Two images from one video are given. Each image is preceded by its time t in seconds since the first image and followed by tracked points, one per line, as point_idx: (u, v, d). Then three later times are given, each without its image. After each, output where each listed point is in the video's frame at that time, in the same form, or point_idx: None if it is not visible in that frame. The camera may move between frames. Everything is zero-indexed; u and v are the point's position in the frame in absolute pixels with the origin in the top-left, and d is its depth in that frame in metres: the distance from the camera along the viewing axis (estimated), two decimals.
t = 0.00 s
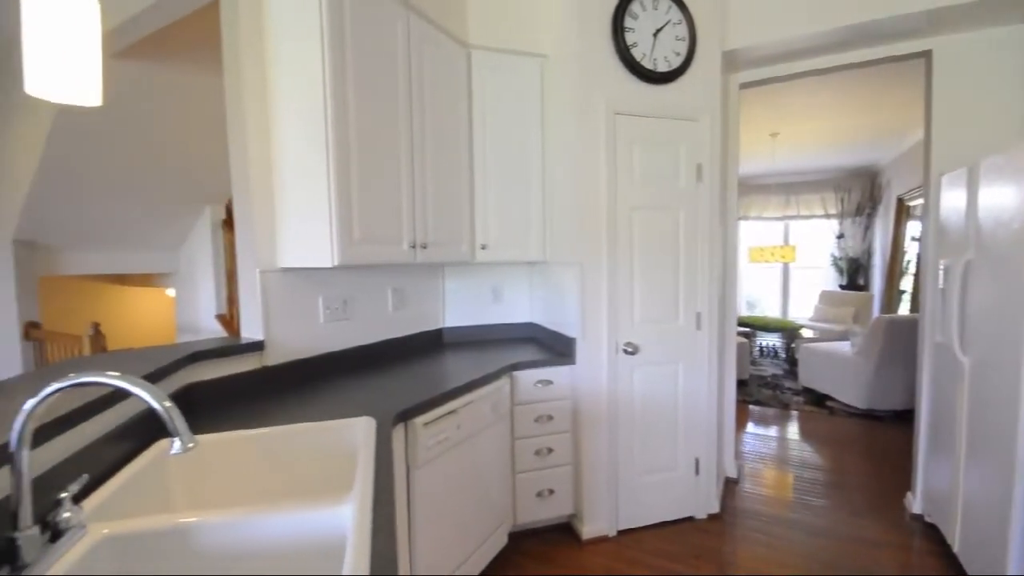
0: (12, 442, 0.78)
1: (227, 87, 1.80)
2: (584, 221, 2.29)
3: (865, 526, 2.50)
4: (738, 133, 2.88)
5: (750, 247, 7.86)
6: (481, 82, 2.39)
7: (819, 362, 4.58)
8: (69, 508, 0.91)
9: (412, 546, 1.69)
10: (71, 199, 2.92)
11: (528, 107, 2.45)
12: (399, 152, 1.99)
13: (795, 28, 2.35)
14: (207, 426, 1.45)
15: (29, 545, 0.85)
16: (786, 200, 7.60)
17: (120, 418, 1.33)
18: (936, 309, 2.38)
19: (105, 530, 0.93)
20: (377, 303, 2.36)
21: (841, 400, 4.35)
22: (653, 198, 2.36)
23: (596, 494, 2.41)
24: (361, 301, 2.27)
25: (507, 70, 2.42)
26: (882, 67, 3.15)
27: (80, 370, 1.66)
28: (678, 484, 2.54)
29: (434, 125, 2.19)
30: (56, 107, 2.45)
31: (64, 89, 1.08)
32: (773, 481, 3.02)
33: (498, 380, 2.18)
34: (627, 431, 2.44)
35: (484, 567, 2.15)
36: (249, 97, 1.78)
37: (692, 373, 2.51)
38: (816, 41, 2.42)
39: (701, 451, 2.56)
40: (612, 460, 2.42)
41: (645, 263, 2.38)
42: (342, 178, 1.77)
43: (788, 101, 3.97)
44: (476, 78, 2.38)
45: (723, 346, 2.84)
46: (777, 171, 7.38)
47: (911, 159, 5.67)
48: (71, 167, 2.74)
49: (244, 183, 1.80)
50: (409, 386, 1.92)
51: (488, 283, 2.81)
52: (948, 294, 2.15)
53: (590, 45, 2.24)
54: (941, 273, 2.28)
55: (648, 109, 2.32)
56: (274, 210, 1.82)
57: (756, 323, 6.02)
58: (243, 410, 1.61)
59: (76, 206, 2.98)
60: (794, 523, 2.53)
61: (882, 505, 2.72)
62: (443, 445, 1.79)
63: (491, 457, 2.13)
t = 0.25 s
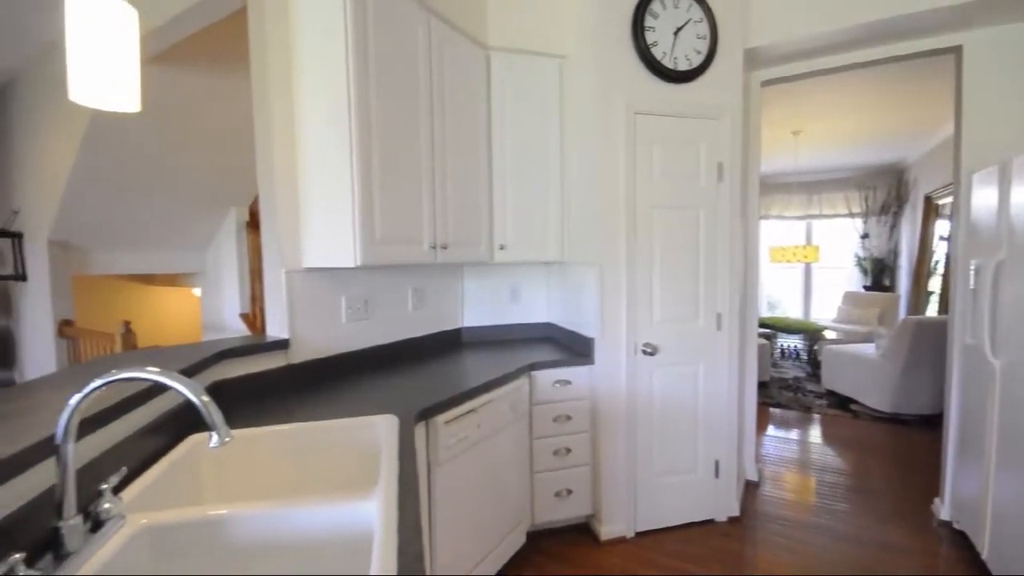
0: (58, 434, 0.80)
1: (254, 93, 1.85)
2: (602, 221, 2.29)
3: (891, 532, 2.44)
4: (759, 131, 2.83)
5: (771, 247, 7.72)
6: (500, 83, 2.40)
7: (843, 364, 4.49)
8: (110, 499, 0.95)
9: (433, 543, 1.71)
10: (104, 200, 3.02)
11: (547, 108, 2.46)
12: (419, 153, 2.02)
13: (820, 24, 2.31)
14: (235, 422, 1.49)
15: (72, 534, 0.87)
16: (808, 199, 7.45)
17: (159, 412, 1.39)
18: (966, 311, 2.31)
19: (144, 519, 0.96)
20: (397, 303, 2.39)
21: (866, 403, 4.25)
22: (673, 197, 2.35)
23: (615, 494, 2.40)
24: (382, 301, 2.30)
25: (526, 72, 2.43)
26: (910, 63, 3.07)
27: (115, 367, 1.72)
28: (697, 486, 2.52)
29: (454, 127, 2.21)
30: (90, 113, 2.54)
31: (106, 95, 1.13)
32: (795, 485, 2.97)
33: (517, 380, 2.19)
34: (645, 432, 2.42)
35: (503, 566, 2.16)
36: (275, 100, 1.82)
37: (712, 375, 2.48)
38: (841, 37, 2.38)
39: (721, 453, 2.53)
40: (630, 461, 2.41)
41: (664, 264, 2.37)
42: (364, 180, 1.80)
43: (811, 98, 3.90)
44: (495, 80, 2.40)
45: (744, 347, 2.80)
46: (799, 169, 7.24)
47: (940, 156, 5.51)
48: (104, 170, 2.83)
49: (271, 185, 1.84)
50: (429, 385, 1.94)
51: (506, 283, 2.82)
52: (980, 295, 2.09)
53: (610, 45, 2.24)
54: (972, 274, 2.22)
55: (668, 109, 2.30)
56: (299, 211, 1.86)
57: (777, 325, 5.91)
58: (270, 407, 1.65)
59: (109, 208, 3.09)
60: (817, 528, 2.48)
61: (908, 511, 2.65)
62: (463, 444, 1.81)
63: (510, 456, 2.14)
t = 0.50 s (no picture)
0: (88, 428, 0.82)
1: (272, 95, 1.88)
2: (614, 222, 2.29)
3: (907, 537, 2.41)
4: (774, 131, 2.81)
5: (785, 248, 7.64)
6: (513, 84, 2.41)
7: (858, 367, 4.42)
8: (135, 492, 0.96)
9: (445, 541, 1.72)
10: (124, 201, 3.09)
11: (560, 108, 2.46)
12: (433, 155, 2.03)
13: (836, 23, 2.29)
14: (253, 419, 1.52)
15: (99, 525, 0.87)
16: (823, 200, 7.36)
17: (183, 407, 1.42)
18: (986, 313, 2.28)
19: (168, 512, 0.98)
20: (410, 303, 2.41)
21: (882, 407, 4.19)
22: (685, 198, 2.34)
23: (626, 496, 2.39)
24: (395, 301, 2.32)
25: (538, 72, 2.43)
26: (928, 61, 3.02)
27: (137, 364, 1.76)
28: (709, 488, 2.50)
29: (468, 128, 2.23)
30: (112, 115, 2.60)
31: (131, 97, 1.15)
32: (809, 488, 2.94)
33: (529, 379, 2.20)
34: (657, 434, 2.42)
35: (514, 565, 2.16)
36: (293, 103, 1.85)
37: (725, 377, 2.47)
38: (857, 36, 2.35)
39: (734, 456, 2.52)
40: (642, 463, 2.40)
41: (677, 264, 2.36)
42: (379, 181, 1.82)
43: (826, 97, 3.86)
44: (508, 81, 2.41)
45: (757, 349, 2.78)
46: (814, 169, 7.16)
47: (959, 156, 5.41)
48: (125, 171, 2.90)
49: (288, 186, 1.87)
50: (442, 384, 1.95)
51: (518, 284, 2.83)
52: (1000, 297, 2.06)
53: (623, 45, 2.24)
54: (993, 276, 2.17)
55: (681, 109, 2.29)
56: (314, 212, 1.89)
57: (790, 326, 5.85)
58: (286, 404, 1.68)
59: (129, 209, 3.16)
60: (831, 532, 2.46)
61: (925, 516, 2.61)
62: (475, 442, 1.82)
63: (521, 456, 2.15)
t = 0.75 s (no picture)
0: (108, 424, 0.84)
1: (285, 98, 1.91)
2: (622, 223, 2.29)
3: (917, 542, 2.38)
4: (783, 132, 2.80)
5: (794, 250, 7.59)
6: (522, 86, 2.42)
7: (868, 370, 4.38)
8: (152, 488, 0.97)
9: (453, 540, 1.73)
10: (137, 202, 3.14)
11: (568, 110, 2.47)
12: (441, 156, 2.05)
13: (846, 24, 2.28)
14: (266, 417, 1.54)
15: (119, 519, 0.87)
16: (832, 202, 7.31)
17: (197, 404, 1.44)
18: (997, 316, 2.25)
19: (183, 507, 1.00)
20: (419, 303, 2.43)
21: (892, 411, 4.15)
22: (694, 199, 2.34)
23: (633, 497, 2.39)
24: (403, 302, 2.34)
25: (547, 74, 2.44)
26: (940, 62, 3.00)
27: (152, 363, 1.79)
28: (717, 491, 2.50)
29: (477, 130, 2.24)
30: (126, 117, 2.64)
31: (149, 100, 1.17)
32: (817, 492, 2.91)
33: (536, 380, 2.21)
34: (664, 435, 2.41)
35: (521, 565, 2.17)
36: (304, 105, 1.88)
37: (733, 379, 2.46)
38: (868, 37, 2.34)
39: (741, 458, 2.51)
40: (649, 464, 2.40)
41: (685, 266, 2.35)
42: (388, 183, 1.84)
43: (836, 99, 3.84)
44: (517, 83, 2.42)
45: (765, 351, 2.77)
46: (824, 171, 7.11)
47: (970, 157, 5.36)
48: (138, 172, 2.94)
49: (300, 188, 1.90)
50: (450, 384, 1.97)
51: (525, 285, 2.84)
52: (1013, 299, 2.04)
53: (631, 46, 2.24)
54: (1006, 279, 2.15)
55: (690, 110, 2.30)
56: (326, 213, 1.92)
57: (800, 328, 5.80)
58: (297, 403, 1.70)
59: (142, 209, 3.20)
60: (840, 535, 2.44)
61: (935, 520, 2.58)
62: (482, 442, 1.83)
63: (528, 456, 2.16)
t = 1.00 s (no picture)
0: (127, 421, 0.86)
1: (296, 101, 1.94)
2: (629, 224, 2.29)
3: (929, 546, 2.36)
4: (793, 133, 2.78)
5: (803, 251, 7.54)
6: (530, 88, 2.43)
7: (879, 373, 4.34)
8: (168, 484, 0.99)
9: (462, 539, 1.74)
10: (150, 203, 3.18)
11: (576, 112, 2.48)
12: (450, 158, 2.06)
13: (856, 24, 2.26)
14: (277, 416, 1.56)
15: (137, 515, 0.88)
16: (842, 202, 7.26)
17: (212, 403, 1.46)
18: (1010, 318, 2.23)
19: (199, 503, 1.03)
20: (427, 304, 2.44)
21: (903, 414, 4.10)
22: (702, 200, 2.33)
23: (641, 499, 2.38)
24: (412, 303, 2.36)
25: (555, 76, 2.45)
26: (951, 62, 2.98)
27: (166, 362, 1.82)
28: (725, 493, 2.49)
29: (485, 132, 2.26)
30: (140, 121, 2.69)
31: (164, 103, 1.19)
32: (827, 495, 2.89)
33: (544, 381, 2.22)
34: (672, 437, 2.41)
35: (529, 566, 2.18)
36: (315, 108, 1.90)
37: (742, 381, 2.45)
38: (878, 37, 2.32)
39: (750, 460, 2.49)
40: (657, 466, 2.39)
41: (693, 267, 2.35)
42: (397, 184, 1.86)
43: (845, 99, 3.82)
44: (525, 85, 2.43)
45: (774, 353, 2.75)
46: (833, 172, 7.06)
47: (983, 157, 5.30)
48: (152, 174, 2.99)
49: (310, 190, 1.93)
50: (459, 385, 1.98)
51: (533, 286, 2.85)
52: None
53: (639, 48, 2.25)
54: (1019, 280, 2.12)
55: (698, 112, 2.30)
56: (336, 215, 1.94)
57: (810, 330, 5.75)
58: (308, 402, 1.72)
59: (154, 211, 3.25)
60: (850, 539, 2.42)
61: (947, 524, 2.55)
62: (491, 442, 1.84)
63: (536, 457, 2.17)
